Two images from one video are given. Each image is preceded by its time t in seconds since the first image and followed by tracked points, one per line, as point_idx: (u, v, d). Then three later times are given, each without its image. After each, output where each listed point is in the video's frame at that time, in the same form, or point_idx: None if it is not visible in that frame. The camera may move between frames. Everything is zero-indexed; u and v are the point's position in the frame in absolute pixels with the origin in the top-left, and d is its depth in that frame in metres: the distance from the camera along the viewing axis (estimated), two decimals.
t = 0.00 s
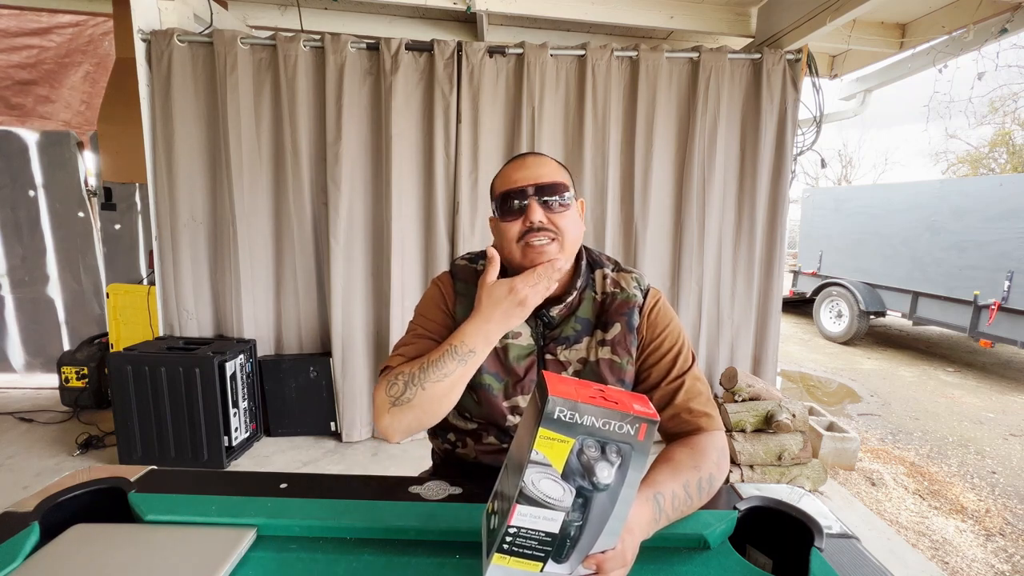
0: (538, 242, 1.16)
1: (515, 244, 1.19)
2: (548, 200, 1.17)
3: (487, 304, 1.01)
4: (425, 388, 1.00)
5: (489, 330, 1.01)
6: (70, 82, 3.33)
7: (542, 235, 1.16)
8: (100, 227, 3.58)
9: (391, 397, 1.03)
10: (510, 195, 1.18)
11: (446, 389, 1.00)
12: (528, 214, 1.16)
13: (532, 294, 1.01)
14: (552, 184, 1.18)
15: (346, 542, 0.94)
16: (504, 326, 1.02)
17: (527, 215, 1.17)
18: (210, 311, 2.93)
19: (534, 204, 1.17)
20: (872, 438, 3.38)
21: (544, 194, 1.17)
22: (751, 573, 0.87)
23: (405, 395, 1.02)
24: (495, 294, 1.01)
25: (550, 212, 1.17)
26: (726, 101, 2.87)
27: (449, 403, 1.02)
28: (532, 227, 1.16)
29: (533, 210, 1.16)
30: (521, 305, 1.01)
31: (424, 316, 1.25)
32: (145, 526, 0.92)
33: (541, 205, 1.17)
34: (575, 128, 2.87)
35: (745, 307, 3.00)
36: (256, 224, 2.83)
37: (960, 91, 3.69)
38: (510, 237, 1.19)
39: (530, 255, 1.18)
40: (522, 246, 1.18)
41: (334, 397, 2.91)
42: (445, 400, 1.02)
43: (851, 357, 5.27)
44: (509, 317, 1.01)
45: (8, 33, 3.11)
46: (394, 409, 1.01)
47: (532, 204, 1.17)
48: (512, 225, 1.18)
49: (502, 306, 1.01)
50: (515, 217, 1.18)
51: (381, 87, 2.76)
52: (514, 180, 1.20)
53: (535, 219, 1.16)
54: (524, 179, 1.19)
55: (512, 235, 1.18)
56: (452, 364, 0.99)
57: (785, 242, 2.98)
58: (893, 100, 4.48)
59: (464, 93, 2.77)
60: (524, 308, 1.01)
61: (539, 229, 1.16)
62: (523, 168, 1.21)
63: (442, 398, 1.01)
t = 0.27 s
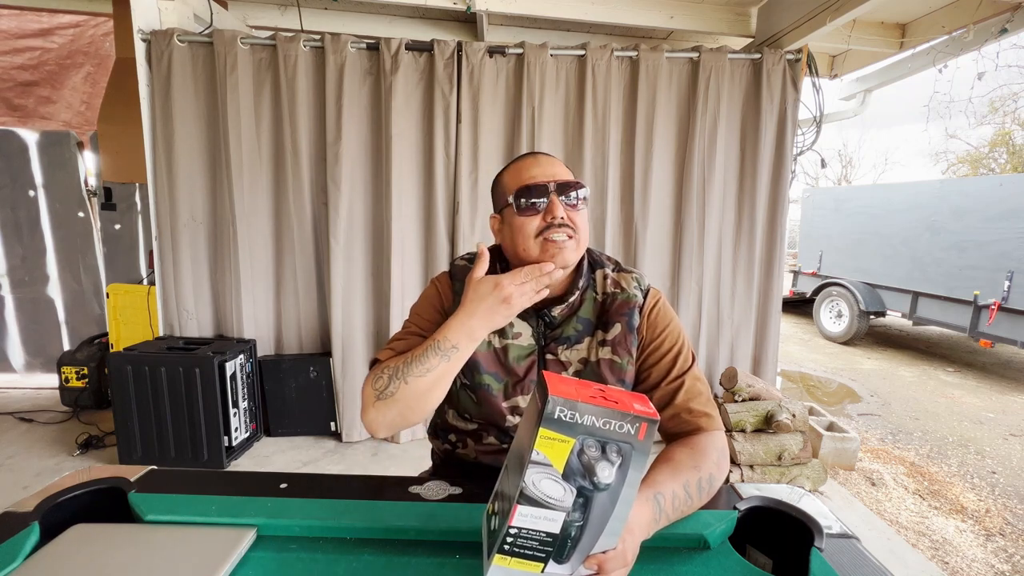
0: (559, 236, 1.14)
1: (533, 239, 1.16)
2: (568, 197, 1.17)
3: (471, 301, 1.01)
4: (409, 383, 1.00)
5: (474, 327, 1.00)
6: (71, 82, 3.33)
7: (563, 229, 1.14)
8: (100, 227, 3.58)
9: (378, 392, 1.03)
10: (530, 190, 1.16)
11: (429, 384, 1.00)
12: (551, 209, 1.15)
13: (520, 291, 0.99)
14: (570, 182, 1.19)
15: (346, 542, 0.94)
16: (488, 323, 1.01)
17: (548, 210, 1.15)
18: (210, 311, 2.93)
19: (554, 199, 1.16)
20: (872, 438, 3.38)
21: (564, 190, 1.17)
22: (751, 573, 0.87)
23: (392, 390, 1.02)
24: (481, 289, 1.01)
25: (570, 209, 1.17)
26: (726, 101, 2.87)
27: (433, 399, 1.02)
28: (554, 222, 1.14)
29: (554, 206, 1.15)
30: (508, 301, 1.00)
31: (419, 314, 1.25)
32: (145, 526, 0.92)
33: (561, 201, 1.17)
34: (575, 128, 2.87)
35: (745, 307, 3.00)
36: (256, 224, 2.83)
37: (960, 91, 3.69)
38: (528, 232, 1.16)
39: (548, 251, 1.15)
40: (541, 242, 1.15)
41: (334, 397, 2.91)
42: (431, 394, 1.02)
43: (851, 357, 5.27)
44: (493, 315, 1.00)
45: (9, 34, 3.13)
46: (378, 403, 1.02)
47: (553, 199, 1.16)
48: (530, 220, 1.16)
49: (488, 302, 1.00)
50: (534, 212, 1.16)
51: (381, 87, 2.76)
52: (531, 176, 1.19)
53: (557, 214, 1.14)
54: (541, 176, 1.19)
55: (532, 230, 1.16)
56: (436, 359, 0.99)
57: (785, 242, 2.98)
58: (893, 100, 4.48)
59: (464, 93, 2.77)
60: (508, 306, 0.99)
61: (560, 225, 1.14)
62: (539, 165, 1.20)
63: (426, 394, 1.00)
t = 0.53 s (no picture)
0: (565, 238, 1.15)
1: (539, 239, 1.16)
2: (576, 199, 1.18)
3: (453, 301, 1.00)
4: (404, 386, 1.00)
5: (457, 328, 0.99)
6: (73, 83, 3.35)
7: (570, 232, 1.15)
8: (100, 227, 3.58)
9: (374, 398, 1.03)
10: (538, 189, 1.16)
11: (420, 386, 0.99)
12: (558, 210, 1.15)
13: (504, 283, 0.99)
14: (580, 185, 1.19)
15: (347, 542, 0.94)
16: (472, 324, 1.00)
17: (556, 211, 1.16)
18: (210, 311, 2.93)
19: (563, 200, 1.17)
20: (872, 438, 3.38)
21: (572, 192, 1.18)
22: (751, 573, 0.87)
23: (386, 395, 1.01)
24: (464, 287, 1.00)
25: (578, 211, 1.17)
26: (726, 101, 2.87)
27: (426, 402, 1.02)
28: (561, 223, 1.15)
29: (562, 207, 1.16)
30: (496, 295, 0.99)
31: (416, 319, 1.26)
32: (145, 526, 0.92)
33: (569, 202, 1.17)
34: (575, 128, 2.87)
35: (745, 307, 3.00)
36: (256, 224, 2.83)
37: (959, 91, 3.69)
38: (535, 232, 1.16)
39: (553, 252, 1.15)
40: (547, 242, 1.15)
41: (334, 397, 2.91)
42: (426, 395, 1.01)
43: (851, 357, 5.27)
44: (474, 314, 1.00)
45: (10, 34, 3.17)
46: (373, 408, 1.02)
47: (562, 200, 1.16)
48: (537, 219, 1.16)
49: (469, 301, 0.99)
50: (541, 212, 1.16)
51: (381, 87, 2.76)
52: (541, 176, 1.19)
53: (564, 216, 1.15)
54: (551, 176, 1.19)
55: (538, 230, 1.16)
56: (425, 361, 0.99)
57: (785, 242, 2.97)
58: (893, 100, 4.48)
59: (464, 93, 2.77)
60: (488, 303, 0.99)
61: (566, 227, 1.15)
62: (548, 166, 1.21)
63: (418, 397, 1.00)
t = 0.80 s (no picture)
0: (552, 250, 1.17)
1: (527, 248, 1.18)
2: (568, 211, 1.19)
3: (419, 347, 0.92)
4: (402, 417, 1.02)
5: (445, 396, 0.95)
6: (76, 85, 3.38)
7: (557, 243, 1.17)
8: (100, 227, 3.58)
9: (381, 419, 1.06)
10: (532, 199, 1.18)
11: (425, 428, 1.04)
12: (546, 222, 1.18)
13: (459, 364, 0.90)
14: (573, 196, 1.20)
15: (347, 542, 0.94)
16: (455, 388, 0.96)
17: (546, 223, 1.18)
18: (210, 311, 2.93)
19: (553, 211, 1.19)
20: (872, 438, 3.38)
21: (564, 204, 1.19)
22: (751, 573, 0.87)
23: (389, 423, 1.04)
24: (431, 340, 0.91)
25: (568, 222, 1.18)
26: (726, 101, 2.87)
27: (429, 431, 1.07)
28: (549, 234, 1.17)
29: (552, 220, 1.18)
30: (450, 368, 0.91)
31: (419, 326, 1.27)
32: (145, 526, 0.92)
33: (560, 214, 1.19)
34: (575, 127, 2.87)
35: (745, 307, 3.00)
36: (257, 223, 2.83)
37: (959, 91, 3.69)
38: (524, 240, 1.18)
39: (539, 263, 1.17)
40: (534, 251, 1.17)
41: (334, 397, 2.91)
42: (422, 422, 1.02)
43: (851, 357, 5.27)
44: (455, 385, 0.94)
45: (11, 35, 3.21)
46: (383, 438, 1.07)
47: (552, 211, 1.18)
48: (528, 228, 1.18)
49: (427, 358, 0.91)
50: (533, 221, 1.18)
51: (381, 87, 2.76)
52: (537, 182, 1.20)
53: (553, 229, 1.17)
54: (546, 185, 1.20)
55: (527, 238, 1.18)
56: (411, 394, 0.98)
57: (785, 242, 2.98)
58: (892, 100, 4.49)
59: (464, 93, 2.77)
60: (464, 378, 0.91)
61: (554, 239, 1.17)
62: (547, 171, 1.20)
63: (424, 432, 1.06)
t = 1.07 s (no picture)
0: (544, 260, 1.15)
1: (521, 257, 1.17)
2: (559, 218, 1.16)
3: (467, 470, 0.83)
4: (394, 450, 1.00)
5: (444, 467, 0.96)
6: (75, 85, 3.38)
7: (549, 253, 1.15)
8: (100, 227, 3.58)
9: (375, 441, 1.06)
10: (522, 208, 1.15)
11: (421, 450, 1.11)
12: (536, 233, 1.14)
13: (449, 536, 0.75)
14: (563, 202, 1.16)
15: (347, 542, 0.94)
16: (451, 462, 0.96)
17: (536, 233, 1.15)
18: (209, 311, 2.93)
19: (544, 219, 1.15)
20: (872, 438, 3.38)
21: (554, 212, 1.15)
22: (751, 573, 0.87)
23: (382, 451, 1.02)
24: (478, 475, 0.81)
25: (560, 230, 1.15)
26: (726, 100, 2.87)
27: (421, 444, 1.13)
28: (540, 244, 1.14)
29: (542, 231, 1.14)
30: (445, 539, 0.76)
31: (417, 329, 1.25)
32: (145, 526, 0.92)
33: (550, 222, 1.15)
34: (574, 127, 2.87)
35: (745, 307, 3.00)
36: (256, 223, 2.84)
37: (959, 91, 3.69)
38: (517, 250, 1.17)
39: (533, 272, 1.17)
40: (527, 260, 1.17)
41: (334, 397, 2.91)
42: (415, 446, 1.02)
43: (851, 357, 5.27)
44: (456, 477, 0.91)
45: (11, 35, 3.23)
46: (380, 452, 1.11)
47: (541, 220, 1.15)
48: (519, 238, 1.16)
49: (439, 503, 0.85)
50: (524, 230, 1.16)
51: (381, 87, 2.76)
52: (526, 190, 1.16)
53: (543, 239, 1.14)
54: (536, 193, 1.15)
55: (519, 247, 1.16)
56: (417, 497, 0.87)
57: (784, 242, 2.97)
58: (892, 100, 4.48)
59: (464, 93, 2.77)
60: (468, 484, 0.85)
61: (545, 249, 1.14)
62: (535, 177, 1.16)
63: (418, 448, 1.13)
